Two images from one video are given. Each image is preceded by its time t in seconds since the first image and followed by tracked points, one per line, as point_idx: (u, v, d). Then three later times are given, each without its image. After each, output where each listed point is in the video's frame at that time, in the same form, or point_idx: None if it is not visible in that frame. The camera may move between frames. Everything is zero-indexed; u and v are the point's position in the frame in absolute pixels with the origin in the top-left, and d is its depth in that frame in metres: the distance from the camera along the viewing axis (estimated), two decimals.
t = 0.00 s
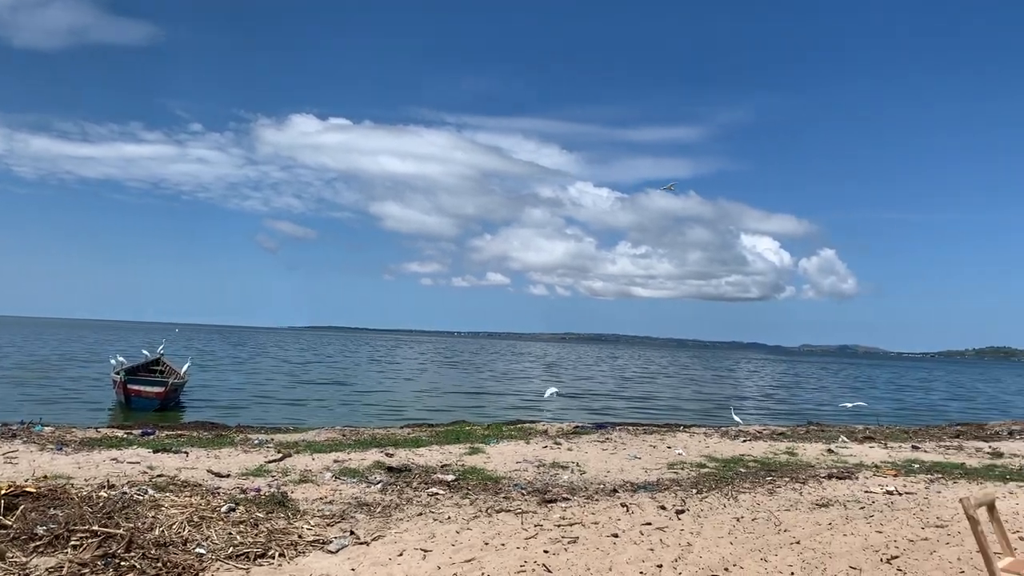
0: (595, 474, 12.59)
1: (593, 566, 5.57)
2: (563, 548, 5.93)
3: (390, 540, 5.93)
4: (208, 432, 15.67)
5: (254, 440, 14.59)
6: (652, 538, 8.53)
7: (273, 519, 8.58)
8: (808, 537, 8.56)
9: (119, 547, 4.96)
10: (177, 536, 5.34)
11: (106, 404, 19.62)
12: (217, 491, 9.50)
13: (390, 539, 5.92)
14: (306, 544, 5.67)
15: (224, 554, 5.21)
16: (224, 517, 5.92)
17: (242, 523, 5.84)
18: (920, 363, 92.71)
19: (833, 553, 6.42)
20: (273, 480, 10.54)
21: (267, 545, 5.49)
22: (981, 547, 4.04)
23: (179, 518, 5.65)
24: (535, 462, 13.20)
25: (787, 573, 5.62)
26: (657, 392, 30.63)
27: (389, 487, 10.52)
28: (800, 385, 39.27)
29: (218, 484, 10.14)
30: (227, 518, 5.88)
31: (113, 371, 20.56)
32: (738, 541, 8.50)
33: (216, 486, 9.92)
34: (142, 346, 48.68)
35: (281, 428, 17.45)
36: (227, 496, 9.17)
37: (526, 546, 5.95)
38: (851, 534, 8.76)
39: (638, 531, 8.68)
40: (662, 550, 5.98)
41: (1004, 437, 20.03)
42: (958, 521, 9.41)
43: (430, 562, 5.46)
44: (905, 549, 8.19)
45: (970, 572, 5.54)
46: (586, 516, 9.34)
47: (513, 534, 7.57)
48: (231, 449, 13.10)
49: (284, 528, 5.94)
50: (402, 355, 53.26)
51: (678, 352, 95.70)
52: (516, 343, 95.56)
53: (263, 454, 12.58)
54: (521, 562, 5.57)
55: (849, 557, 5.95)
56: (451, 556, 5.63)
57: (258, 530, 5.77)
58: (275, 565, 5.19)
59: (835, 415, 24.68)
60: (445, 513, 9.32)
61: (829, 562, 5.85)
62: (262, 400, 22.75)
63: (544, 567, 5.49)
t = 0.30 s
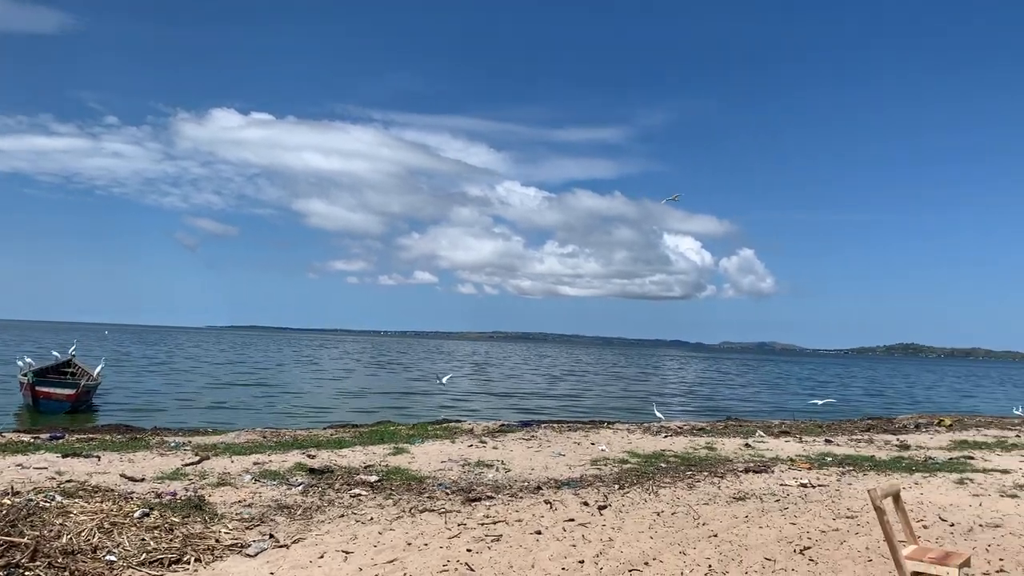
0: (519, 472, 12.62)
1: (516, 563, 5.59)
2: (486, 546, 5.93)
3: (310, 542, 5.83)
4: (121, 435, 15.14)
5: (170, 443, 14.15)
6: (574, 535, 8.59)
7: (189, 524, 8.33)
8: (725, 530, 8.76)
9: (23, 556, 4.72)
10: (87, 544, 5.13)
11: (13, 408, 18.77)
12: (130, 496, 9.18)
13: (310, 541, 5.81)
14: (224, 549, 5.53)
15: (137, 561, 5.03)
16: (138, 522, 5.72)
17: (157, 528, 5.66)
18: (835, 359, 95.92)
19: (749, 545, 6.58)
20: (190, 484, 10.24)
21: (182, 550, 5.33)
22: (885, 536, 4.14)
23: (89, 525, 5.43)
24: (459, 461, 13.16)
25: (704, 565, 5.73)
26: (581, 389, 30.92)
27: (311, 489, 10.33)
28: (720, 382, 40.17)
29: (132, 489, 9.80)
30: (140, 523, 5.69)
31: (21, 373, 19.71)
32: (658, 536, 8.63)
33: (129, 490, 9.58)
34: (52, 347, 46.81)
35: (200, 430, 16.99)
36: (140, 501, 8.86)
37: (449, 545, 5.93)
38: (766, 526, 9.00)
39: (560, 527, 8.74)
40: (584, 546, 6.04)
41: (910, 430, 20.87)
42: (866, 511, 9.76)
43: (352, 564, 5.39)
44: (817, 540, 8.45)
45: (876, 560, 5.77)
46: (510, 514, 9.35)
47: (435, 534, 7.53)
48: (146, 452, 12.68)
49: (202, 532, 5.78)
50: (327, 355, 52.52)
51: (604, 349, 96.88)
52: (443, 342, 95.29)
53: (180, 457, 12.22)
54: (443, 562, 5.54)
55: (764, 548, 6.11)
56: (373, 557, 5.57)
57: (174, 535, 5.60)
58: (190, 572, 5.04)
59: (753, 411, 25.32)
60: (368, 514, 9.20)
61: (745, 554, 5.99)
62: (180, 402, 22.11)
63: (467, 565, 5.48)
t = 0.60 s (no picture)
0: (454, 472, 12.59)
1: (450, 563, 5.57)
2: (420, 547, 5.90)
3: (240, 546, 5.71)
4: (42, 439, 14.59)
5: (94, 446, 13.72)
6: (508, 533, 8.61)
7: (113, 529, 8.08)
8: (657, 526, 8.88)
9: None
10: (3, 553, 4.93)
11: None
12: (51, 502, 8.85)
13: (240, 545, 5.70)
14: (150, 554, 5.38)
15: (57, 568, 4.84)
16: (57, 529, 5.53)
17: (78, 535, 5.48)
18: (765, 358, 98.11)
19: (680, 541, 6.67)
20: (115, 488, 9.93)
21: (105, 557, 5.17)
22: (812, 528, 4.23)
23: (5, 534, 5.22)
24: (394, 462, 13.06)
25: (636, 561, 5.79)
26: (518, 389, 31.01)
27: (241, 492, 10.12)
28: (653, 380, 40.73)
29: (52, 494, 9.45)
30: (60, 530, 5.49)
31: None
32: (591, 533, 8.70)
33: (49, 496, 9.24)
34: None
35: (125, 433, 16.49)
36: (61, 507, 8.55)
37: (383, 546, 5.88)
38: (696, 522, 9.16)
39: (494, 526, 8.75)
40: (518, 544, 6.04)
41: (835, 426, 21.48)
42: (793, 506, 10.02)
43: (282, 567, 5.31)
44: (746, 534, 8.63)
45: (802, 553, 5.92)
46: (444, 514, 9.32)
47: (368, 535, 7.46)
48: (68, 456, 12.25)
49: (125, 538, 5.62)
50: (260, 355, 51.57)
51: (541, 348, 97.37)
52: (380, 342, 94.51)
53: (104, 461, 11.84)
54: (376, 563, 5.49)
55: (694, 543, 6.22)
56: (304, 559, 5.49)
57: (96, 542, 5.42)
58: None
59: (686, 408, 25.73)
60: (299, 516, 9.06)
61: (676, 549, 6.08)
62: (105, 404, 21.43)
63: (400, 566, 5.44)
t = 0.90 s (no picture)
0: (398, 472, 12.54)
1: (392, 564, 5.56)
2: (362, 548, 5.88)
3: (177, 549, 5.63)
4: None
5: (25, 449, 13.33)
6: (451, 534, 8.62)
7: (44, 534, 7.87)
8: (599, 524, 8.98)
9: None
10: None
11: None
12: None
13: (177, 549, 5.61)
14: (82, 560, 5.27)
15: None
16: None
17: (7, 540, 5.34)
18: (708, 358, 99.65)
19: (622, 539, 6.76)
20: (46, 492, 9.66)
21: (35, 562, 5.05)
22: (746, 521, 4.34)
23: None
24: (337, 463, 12.96)
25: (578, 559, 5.87)
26: (463, 388, 31.00)
27: (179, 494, 9.94)
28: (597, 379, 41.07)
29: None
30: None
31: None
32: (534, 532, 8.76)
33: None
34: None
35: (59, 435, 16.04)
36: None
37: (324, 548, 5.85)
38: (638, 519, 9.29)
39: (438, 527, 8.75)
40: (461, 544, 6.06)
41: (774, 424, 21.92)
42: (732, 503, 10.22)
43: (221, 571, 5.25)
44: (685, 531, 8.78)
45: (739, 549, 6.05)
46: (387, 515, 9.28)
47: (309, 536, 7.39)
48: None
49: (57, 543, 5.49)
50: (201, 355, 50.61)
51: (488, 348, 97.40)
52: (325, 342, 93.54)
53: (36, 464, 11.51)
54: (318, 565, 5.46)
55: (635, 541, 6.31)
56: (244, 562, 5.44)
57: (26, 547, 5.29)
58: None
59: (629, 407, 26.02)
60: (239, 518, 8.94)
61: (617, 547, 6.16)
62: (36, 406, 20.80)
63: (341, 568, 5.42)
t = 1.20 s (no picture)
0: (340, 470, 12.43)
1: (333, 562, 5.52)
2: (303, 547, 5.83)
3: (111, 550, 5.51)
4: None
5: None
6: (394, 530, 8.58)
7: None
8: (542, 520, 9.03)
9: None
10: None
11: None
12: None
13: (111, 549, 5.49)
14: (10, 562, 5.12)
15: None
16: None
17: None
18: (651, 354, 100.74)
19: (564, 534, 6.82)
20: None
21: None
22: (684, 515, 4.42)
23: None
24: (278, 461, 12.79)
25: (521, 555, 5.89)
26: (407, 385, 30.85)
27: (113, 494, 9.70)
28: (542, 376, 41.21)
29: None
30: None
31: None
32: (477, 528, 8.77)
33: None
34: None
35: None
36: None
37: (264, 547, 5.78)
38: (580, 514, 9.37)
39: (380, 524, 8.70)
40: (404, 541, 6.06)
41: (715, 419, 22.30)
42: (672, 497, 10.38)
43: (156, 571, 5.15)
44: (626, 525, 8.89)
45: (679, 542, 6.16)
46: (329, 512, 9.21)
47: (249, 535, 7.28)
48: None
49: None
50: (140, 351, 49.47)
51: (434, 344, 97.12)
52: (267, 338, 92.17)
53: None
54: (257, 564, 5.40)
55: (576, 535, 6.37)
56: (180, 562, 5.34)
57: None
58: None
59: (574, 404, 26.18)
60: (176, 518, 8.77)
61: (559, 541, 6.22)
62: None
63: (281, 567, 5.36)
